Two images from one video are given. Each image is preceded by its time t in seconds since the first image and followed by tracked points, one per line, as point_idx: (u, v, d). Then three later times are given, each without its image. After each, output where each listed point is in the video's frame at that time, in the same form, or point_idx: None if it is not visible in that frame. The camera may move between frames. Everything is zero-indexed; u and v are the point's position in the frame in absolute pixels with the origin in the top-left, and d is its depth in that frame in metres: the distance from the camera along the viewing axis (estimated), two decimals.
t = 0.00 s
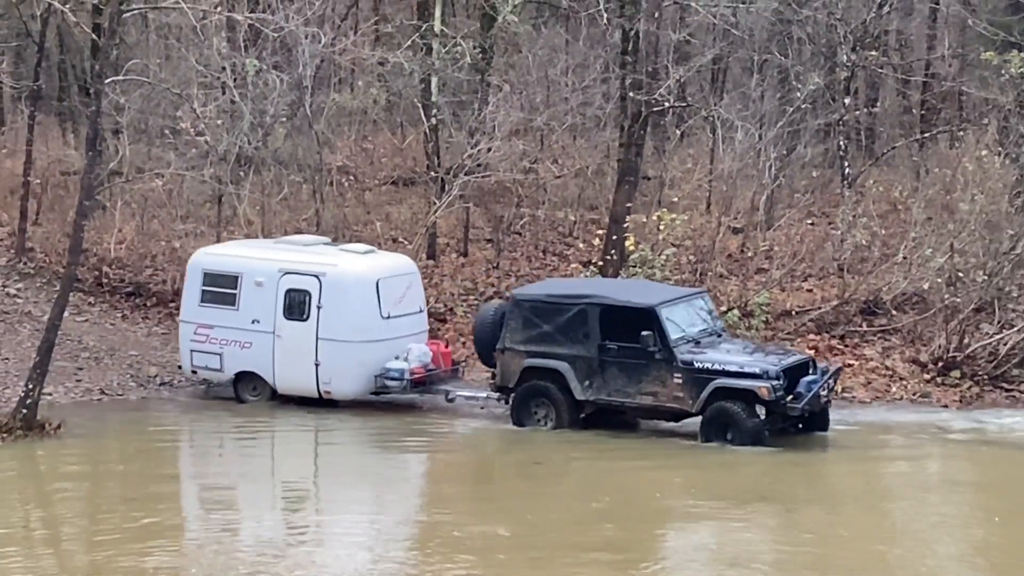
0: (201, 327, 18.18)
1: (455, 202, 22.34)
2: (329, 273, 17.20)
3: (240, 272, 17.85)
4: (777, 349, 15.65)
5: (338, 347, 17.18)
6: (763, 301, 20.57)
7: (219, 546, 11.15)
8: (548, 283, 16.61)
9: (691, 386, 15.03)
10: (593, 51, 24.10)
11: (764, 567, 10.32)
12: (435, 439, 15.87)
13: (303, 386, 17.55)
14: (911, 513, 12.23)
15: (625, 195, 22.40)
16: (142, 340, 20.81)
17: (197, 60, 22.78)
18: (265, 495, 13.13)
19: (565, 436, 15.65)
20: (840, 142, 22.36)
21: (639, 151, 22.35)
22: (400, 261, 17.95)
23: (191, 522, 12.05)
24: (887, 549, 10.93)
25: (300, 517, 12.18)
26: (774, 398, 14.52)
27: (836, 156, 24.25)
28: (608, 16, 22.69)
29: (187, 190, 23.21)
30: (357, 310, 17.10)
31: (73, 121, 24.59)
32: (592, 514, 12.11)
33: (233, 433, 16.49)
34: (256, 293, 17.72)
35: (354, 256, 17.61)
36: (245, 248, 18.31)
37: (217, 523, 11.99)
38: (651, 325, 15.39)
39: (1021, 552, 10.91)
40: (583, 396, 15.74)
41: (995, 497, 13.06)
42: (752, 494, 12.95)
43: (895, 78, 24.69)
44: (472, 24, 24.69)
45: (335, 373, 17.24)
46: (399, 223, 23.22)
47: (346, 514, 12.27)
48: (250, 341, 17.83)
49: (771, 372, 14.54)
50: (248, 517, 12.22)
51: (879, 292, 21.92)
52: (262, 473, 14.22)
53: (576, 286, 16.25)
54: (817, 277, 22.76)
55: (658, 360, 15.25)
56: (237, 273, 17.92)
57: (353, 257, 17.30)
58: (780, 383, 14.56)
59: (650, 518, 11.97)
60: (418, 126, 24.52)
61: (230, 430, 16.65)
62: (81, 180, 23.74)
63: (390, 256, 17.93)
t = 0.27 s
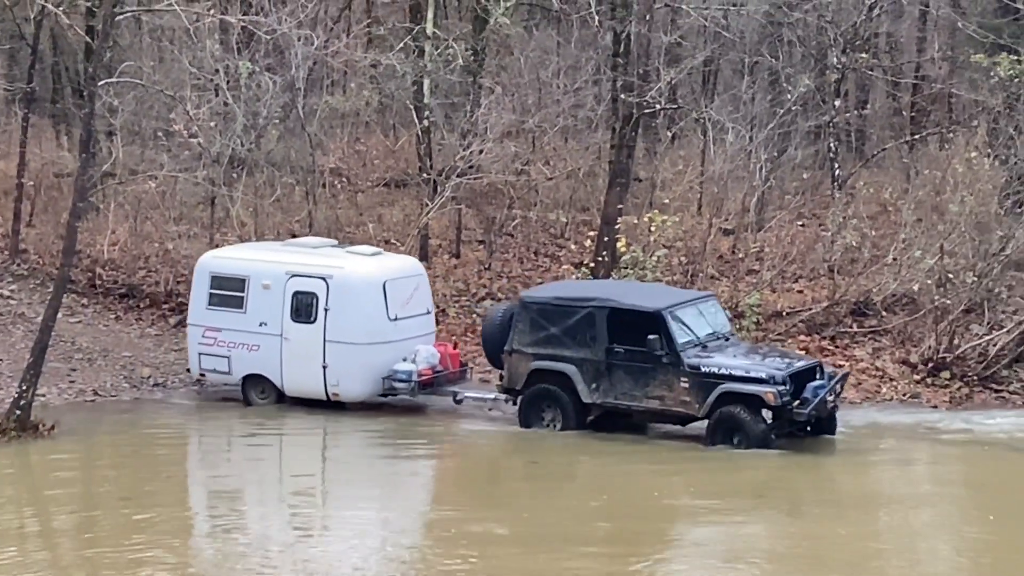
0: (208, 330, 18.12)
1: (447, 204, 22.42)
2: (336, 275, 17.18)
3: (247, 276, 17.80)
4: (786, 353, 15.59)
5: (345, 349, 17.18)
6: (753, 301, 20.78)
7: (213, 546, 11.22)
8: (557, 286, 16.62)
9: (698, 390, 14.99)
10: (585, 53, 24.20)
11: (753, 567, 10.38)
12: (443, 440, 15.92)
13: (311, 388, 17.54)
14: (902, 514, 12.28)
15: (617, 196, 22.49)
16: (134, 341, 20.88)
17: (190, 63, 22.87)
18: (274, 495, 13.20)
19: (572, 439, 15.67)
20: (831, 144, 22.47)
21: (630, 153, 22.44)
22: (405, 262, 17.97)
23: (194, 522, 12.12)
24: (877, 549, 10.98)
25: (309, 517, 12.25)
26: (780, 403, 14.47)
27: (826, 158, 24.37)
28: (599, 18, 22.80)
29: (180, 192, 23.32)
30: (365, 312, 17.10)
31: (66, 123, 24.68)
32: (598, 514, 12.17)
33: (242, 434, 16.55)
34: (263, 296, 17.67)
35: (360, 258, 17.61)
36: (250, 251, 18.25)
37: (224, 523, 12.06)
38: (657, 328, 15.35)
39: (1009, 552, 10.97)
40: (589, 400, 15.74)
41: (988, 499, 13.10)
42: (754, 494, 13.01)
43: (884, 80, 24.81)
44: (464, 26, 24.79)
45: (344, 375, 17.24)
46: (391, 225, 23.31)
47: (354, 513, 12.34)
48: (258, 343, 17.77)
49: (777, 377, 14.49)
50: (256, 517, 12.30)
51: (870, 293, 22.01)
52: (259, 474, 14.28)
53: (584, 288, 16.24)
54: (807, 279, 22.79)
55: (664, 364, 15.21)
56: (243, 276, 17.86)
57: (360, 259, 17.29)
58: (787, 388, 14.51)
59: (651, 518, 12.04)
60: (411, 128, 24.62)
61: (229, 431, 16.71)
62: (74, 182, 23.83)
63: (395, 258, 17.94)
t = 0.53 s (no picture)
0: (212, 334, 17.95)
1: (438, 204, 22.42)
2: (341, 281, 17.01)
3: (251, 280, 17.62)
4: (792, 356, 15.49)
5: (352, 354, 17.05)
6: (743, 302, 20.83)
7: (204, 548, 11.22)
8: (562, 288, 16.55)
9: (701, 394, 14.93)
10: (575, 53, 24.20)
11: (742, 567, 10.37)
12: (449, 442, 15.91)
13: (318, 392, 17.46)
14: (894, 514, 12.27)
15: (607, 197, 22.51)
16: (125, 342, 20.88)
17: (180, 63, 22.88)
18: (279, 497, 13.19)
19: (576, 441, 15.61)
20: (821, 145, 22.50)
21: (620, 153, 22.45)
22: (409, 265, 17.82)
23: (193, 523, 12.12)
24: (869, 550, 10.97)
25: (316, 518, 12.25)
26: (782, 407, 14.39)
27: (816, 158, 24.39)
28: (589, 19, 22.83)
29: (171, 193, 23.33)
30: (371, 317, 16.96)
31: (57, 124, 24.68)
32: (603, 515, 12.17)
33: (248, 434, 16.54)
34: (269, 301, 17.50)
35: (365, 262, 17.44)
36: (253, 253, 18.05)
37: (229, 525, 12.05)
38: (661, 332, 15.27)
39: (1000, 552, 10.96)
40: (593, 403, 15.69)
41: (981, 499, 13.08)
42: (756, 495, 13.00)
43: (874, 80, 24.84)
44: (454, 26, 24.80)
45: (351, 380, 17.14)
46: (382, 226, 23.32)
47: (357, 515, 12.33)
48: (264, 348, 17.64)
49: (779, 381, 14.39)
50: (261, 518, 12.30)
51: (860, 293, 22.04)
52: (253, 476, 14.27)
53: (589, 291, 16.17)
54: (797, 279, 22.83)
55: (667, 367, 15.15)
56: (248, 280, 17.68)
57: (366, 264, 17.12)
58: (789, 392, 14.42)
59: (653, 518, 12.03)
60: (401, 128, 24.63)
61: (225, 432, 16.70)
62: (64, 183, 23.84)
63: (400, 260, 17.79)
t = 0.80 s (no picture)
0: (217, 333, 17.94)
1: (425, 204, 22.37)
2: (345, 278, 16.98)
3: (256, 278, 17.60)
4: (797, 357, 15.32)
5: (354, 353, 16.99)
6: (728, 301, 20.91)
7: (194, 548, 11.18)
8: (566, 288, 16.44)
9: (703, 394, 14.78)
10: (562, 52, 24.19)
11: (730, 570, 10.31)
12: (452, 442, 15.85)
13: (321, 392, 17.40)
14: (888, 515, 12.20)
15: (594, 196, 22.48)
16: (111, 342, 20.82)
17: (166, 63, 22.84)
18: (281, 497, 13.15)
19: (579, 442, 15.50)
20: (808, 144, 22.50)
21: (607, 152, 22.42)
22: (414, 264, 17.75)
23: (178, 525, 12.06)
24: (861, 552, 10.93)
25: (319, 518, 12.21)
26: (784, 408, 14.23)
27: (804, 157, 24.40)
28: (576, 18, 22.82)
29: (157, 192, 23.32)
30: (375, 316, 16.89)
31: (44, 124, 24.64)
32: (605, 516, 12.12)
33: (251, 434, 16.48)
34: (273, 299, 17.48)
35: (370, 260, 17.40)
36: (258, 252, 18.04)
37: (229, 525, 12.00)
38: (662, 332, 15.14)
39: (993, 554, 10.91)
40: (597, 403, 15.60)
41: (976, 500, 13.02)
42: (758, 496, 12.94)
43: (862, 79, 24.85)
44: (441, 25, 24.78)
45: (354, 378, 17.06)
46: (369, 224, 23.27)
47: (354, 516, 12.27)
48: (268, 346, 17.60)
49: (781, 382, 14.24)
50: (263, 518, 12.25)
51: (847, 292, 22.05)
52: (244, 475, 14.23)
53: (593, 291, 16.06)
54: (784, 278, 22.89)
55: (669, 368, 15.01)
56: (252, 278, 17.66)
57: (370, 262, 17.08)
58: (791, 393, 14.26)
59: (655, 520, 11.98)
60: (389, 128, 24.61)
61: (216, 432, 16.64)
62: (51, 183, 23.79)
63: (405, 260, 17.72)
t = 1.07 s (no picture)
0: (216, 335, 17.88)
1: (408, 203, 22.50)
2: (346, 280, 17.01)
3: (255, 280, 17.56)
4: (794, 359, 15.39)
5: (355, 355, 17.05)
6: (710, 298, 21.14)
7: (182, 548, 11.30)
8: (565, 287, 16.54)
9: (699, 396, 14.87)
10: (545, 52, 24.38)
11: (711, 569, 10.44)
12: (452, 441, 15.92)
13: (322, 393, 17.44)
14: (875, 514, 12.32)
15: (577, 195, 22.64)
16: (97, 340, 20.92)
17: (152, 63, 22.98)
18: (282, 495, 13.26)
19: (576, 441, 15.60)
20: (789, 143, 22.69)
21: (590, 151, 22.58)
22: (413, 264, 17.80)
23: (164, 523, 12.17)
24: (847, 551, 11.05)
25: (320, 517, 12.33)
26: (779, 411, 14.31)
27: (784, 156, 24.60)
28: (560, 18, 22.99)
29: (143, 191, 23.53)
30: (375, 318, 16.95)
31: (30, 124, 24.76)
32: (602, 515, 12.22)
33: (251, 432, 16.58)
34: (272, 301, 17.47)
35: (370, 262, 17.44)
36: (255, 253, 18.01)
37: (229, 524, 12.12)
38: (660, 333, 15.25)
39: (974, 552, 11.03)
40: (594, 404, 15.67)
41: (964, 497, 13.13)
42: (751, 495, 13.05)
43: (842, 79, 25.07)
44: (425, 25, 24.93)
45: (357, 380, 17.13)
46: (353, 224, 23.40)
47: (351, 516, 12.38)
48: (268, 349, 17.59)
49: (776, 385, 14.31)
50: (260, 517, 12.37)
51: (828, 290, 22.19)
52: (234, 475, 14.33)
53: (592, 291, 16.16)
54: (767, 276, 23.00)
55: (666, 369, 15.11)
56: (251, 280, 17.63)
57: (370, 263, 17.12)
58: (786, 395, 14.34)
59: (651, 520, 12.10)
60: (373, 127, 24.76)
61: (207, 431, 16.74)
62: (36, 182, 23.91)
63: (404, 260, 17.77)
